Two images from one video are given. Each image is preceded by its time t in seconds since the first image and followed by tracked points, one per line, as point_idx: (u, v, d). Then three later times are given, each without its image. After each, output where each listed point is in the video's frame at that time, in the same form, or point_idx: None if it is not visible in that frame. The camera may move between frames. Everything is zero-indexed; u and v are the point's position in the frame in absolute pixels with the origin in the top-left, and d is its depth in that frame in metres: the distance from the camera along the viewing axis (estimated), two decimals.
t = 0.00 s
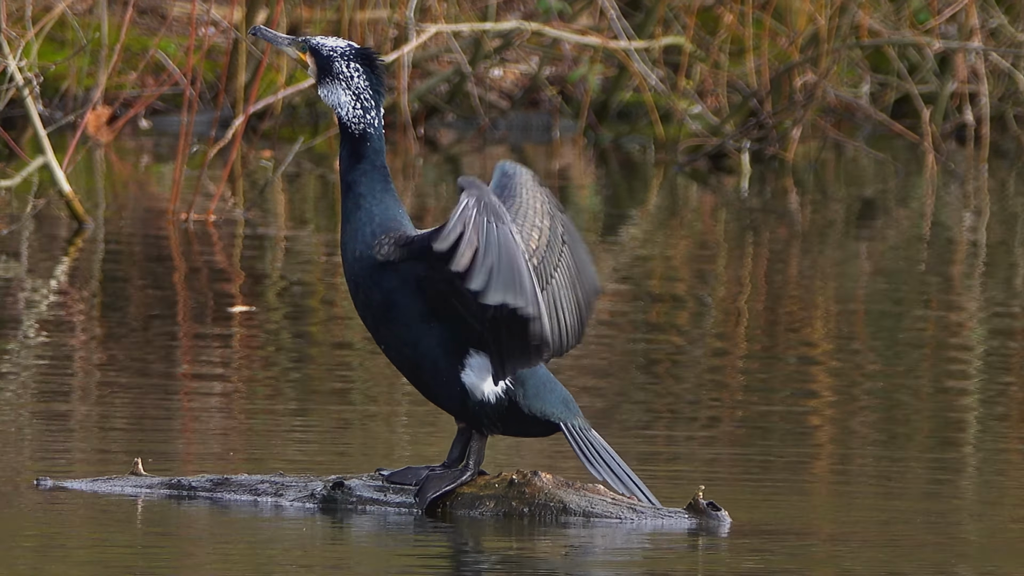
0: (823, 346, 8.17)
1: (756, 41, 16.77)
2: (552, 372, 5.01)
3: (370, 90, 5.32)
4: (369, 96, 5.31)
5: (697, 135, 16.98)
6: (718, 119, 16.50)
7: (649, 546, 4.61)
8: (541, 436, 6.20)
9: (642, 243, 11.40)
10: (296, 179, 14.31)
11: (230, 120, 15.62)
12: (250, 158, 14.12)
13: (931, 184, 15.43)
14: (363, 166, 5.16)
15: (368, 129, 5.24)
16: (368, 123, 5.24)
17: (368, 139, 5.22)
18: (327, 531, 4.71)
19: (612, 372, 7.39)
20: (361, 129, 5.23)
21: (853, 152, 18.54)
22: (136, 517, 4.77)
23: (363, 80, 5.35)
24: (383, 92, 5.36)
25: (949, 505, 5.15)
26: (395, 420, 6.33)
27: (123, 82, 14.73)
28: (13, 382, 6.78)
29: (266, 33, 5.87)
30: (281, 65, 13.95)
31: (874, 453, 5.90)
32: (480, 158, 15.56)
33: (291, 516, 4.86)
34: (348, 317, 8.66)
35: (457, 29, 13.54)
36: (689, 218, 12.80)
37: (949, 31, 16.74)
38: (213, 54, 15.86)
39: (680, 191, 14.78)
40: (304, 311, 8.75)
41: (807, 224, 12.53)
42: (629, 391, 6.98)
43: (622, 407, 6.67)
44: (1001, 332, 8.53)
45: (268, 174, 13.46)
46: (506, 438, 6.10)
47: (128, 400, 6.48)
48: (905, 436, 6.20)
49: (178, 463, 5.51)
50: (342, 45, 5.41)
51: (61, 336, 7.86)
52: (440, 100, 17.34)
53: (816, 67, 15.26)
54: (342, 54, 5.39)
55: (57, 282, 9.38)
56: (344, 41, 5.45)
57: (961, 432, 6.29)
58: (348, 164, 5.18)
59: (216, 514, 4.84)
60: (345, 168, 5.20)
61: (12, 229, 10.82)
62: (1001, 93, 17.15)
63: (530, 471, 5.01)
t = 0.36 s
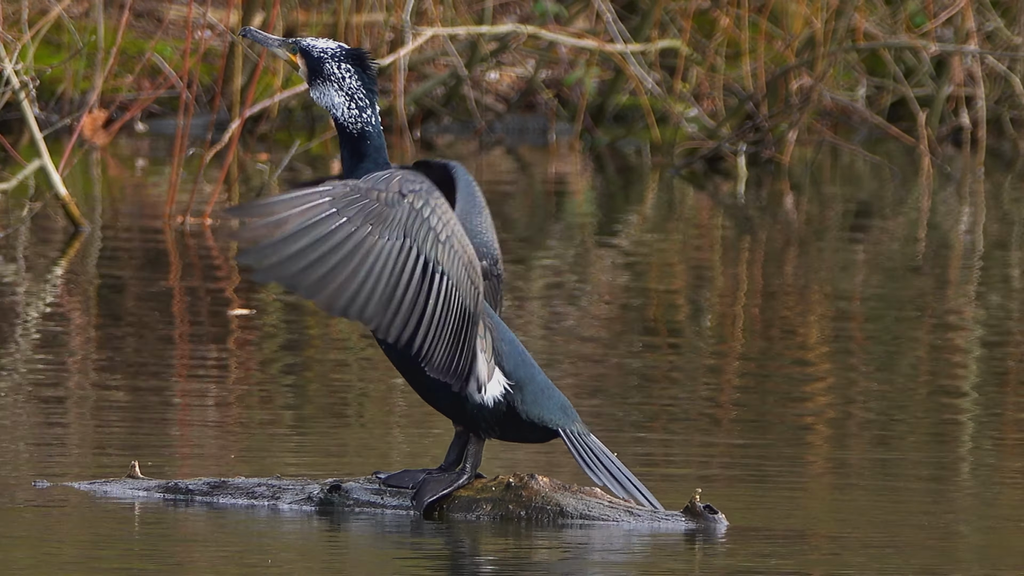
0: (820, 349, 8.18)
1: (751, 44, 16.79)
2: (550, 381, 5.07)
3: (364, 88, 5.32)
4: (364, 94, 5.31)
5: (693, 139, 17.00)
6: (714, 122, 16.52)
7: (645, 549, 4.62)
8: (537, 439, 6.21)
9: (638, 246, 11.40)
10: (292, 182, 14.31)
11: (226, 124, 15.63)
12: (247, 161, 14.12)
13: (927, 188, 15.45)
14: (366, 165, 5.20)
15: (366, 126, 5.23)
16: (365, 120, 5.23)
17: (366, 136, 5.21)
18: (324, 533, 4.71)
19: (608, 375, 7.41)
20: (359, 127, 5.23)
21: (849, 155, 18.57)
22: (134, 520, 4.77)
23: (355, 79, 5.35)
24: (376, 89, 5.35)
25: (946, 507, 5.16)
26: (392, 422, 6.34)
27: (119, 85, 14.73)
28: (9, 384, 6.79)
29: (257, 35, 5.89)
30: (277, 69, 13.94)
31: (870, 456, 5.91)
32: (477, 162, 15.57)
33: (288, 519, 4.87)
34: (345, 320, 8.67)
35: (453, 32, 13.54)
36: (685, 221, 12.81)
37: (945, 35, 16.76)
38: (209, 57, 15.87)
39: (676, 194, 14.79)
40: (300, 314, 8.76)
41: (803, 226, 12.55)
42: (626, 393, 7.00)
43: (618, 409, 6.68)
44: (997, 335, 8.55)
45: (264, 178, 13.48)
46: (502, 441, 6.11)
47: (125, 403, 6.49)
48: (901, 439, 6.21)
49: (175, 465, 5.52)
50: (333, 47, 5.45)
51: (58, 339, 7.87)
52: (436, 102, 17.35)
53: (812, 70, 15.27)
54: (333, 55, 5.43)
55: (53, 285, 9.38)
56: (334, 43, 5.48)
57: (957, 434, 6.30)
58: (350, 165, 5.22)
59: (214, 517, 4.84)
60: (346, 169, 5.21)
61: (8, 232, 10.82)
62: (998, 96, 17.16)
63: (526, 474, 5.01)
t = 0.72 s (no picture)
0: (817, 349, 8.19)
1: (749, 45, 16.79)
2: (548, 377, 4.99)
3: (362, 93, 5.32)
4: (361, 99, 5.30)
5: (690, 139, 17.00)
6: (711, 122, 16.52)
7: (643, 550, 4.61)
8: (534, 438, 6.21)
9: (635, 246, 11.41)
10: (290, 183, 14.31)
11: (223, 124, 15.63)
12: (244, 162, 14.12)
13: (924, 188, 15.45)
14: (359, 169, 5.16)
15: (362, 132, 5.22)
16: (361, 125, 5.22)
17: (361, 142, 5.20)
18: (322, 534, 4.71)
19: (605, 375, 7.41)
20: (355, 131, 5.22)
21: (846, 155, 18.58)
22: (132, 520, 4.76)
23: (356, 82, 5.35)
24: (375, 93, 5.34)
25: (944, 509, 5.14)
26: (389, 423, 6.34)
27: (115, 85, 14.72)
28: (7, 385, 6.79)
29: (256, 34, 5.88)
30: (274, 69, 13.94)
31: (867, 456, 5.92)
32: (474, 162, 15.57)
33: (286, 519, 4.86)
34: (342, 320, 8.67)
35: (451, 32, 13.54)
36: (682, 221, 12.82)
37: (942, 35, 16.77)
38: (206, 58, 15.87)
39: (673, 194, 14.79)
40: (297, 314, 8.76)
41: (800, 227, 12.56)
42: (623, 393, 7.00)
43: (616, 409, 6.69)
44: (994, 334, 8.55)
45: (261, 178, 13.48)
46: (499, 441, 6.11)
47: (122, 403, 6.48)
48: (899, 439, 6.21)
49: (172, 465, 5.51)
50: (334, 47, 5.40)
51: (55, 340, 7.87)
52: (433, 103, 17.35)
53: (809, 70, 15.27)
54: (334, 56, 5.39)
55: (50, 285, 9.38)
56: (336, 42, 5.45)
57: (954, 434, 6.30)
58: (343, 169, 5.17)
59: (212, 517, 4.84)
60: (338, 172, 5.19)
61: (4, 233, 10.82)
62: (994, 97, 17.18)
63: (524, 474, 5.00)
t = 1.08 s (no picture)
0: (814, 345, 8.19)
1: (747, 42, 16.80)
2: (547, 380, 5.07)
3: (358, 90, 5.31)
4: (357, 97, 5.30)
5: (688, 136, 16.99)
6: (709, 119, 16.52)
7: (641, 548, 4.60)
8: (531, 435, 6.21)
9: (632, 243, 11.41)
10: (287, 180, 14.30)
11: (221, 121, 15.63)
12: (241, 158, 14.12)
13: (922, 185, 15.44)
14: (363, 166, 5.20)
15: (364, 128, 5.24)
16: (362, 122, 5.24)
17: (365, 139, 5.22)
18: (321, 530, 4.71)
19: (602, 371, 7.41)
20: (358, 128, 5.24)
21: (844, 152, 18.58)
22: (129, 516, 4.77)
23: (349, 80, 5.35)
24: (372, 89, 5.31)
25: (941, 507, 5.12)
26: (387, 419, 6.35)
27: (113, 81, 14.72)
28: (4, 381, 6.79)
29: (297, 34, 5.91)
30: (272, 65, 13.93)
31: (865, 452, 5.93)
32: (472, 159, 15.55)
33: (284, 515, 4.87)
34: (339, 317, 8.67)
35: (448, 29, 13.53)
36: (680, 218, 12.81)
37: (940, 31, 16.77)
38: (203, 54, 15.89)
39: (670, 191, 14.77)
40: (295, 311, 8.76)
41: (797, 223, 12.56)
42: (621, 390, 7.00)
43: (613, 406, 6.69)
44: (993, 331, 8.55)
45: (259, 175, 13.47)
46: (496, 438, 6.12)
47: (120, 400, 6.48)
48: (897, 436, 6.22)
49: (170, 462, 5.51)
50: (330, 46, 5.42)
51: (53, 336, 7.86)
52: (431, 99, 17.34)
53: (807, 67, 15.26)
54: (330, 55, 5.40)
55: (47, 282, 9.37)
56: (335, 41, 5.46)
57: (952, 431, 6.31)
58: (347, 163, 5.23)
59: (210, 513, 4.84)
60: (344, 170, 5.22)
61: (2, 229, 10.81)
62: (992, 93, 17.18)
63: (522, 472, 5.01)
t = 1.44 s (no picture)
0: (813, 340, 8.19)
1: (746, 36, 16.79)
2: (542, 371, 5.05)
3: (357, 83, 5.31)
4: (355, 90, 5.30)
5: (687, 130, 16.98)
6: (708, 113, 16.51)
7: (640, 542, 4.60)
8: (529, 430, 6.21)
9: (631, 238, 11.39)
10: (286, 174, 14.29)
11: (220, 115, 15.63)
12: (239, 152, 14.12)
13: (921, 179, 15.44)
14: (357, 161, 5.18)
15: (360, 122, 5.23)
16: (358, 117, 5.23)
17: (360, 133, 5.21)
18: (319, 525, 4.71)
19: (600, 365, 7.42)
20: (353, 122, 5.23)
21: (843, 146, 18.58)
22: (128, 511, 4.77)
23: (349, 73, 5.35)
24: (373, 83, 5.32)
25: (939, 504, 5.10)
26: (385, 413, 6.35)
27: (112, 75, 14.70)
28: (2, 375, 6.79)
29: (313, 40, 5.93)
30: (271, 59, 13.92)
31: (863, 446, 5.93)
32: (470, 153, 15.54)
33: (283, 510, 4.87)
34: (338, 311, 8.67)
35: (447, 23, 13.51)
36: (678, 212, 12.81)
37: (939, 25, 16.77)
38: (201, 49, 15.88)
39: (669, 185, 14.76)
40: (293, 305, 8.75)
41: (796, 217, 12.55)
42: (619, 384, 7.01)
43: (611, 400, 6.70)
44: (991, 326, 8.56)
45: (257, 169, 13.47)
46: (495, 433, 6.12)
47: (119, 394, 6.48)
48: (896, 429, 6.23)
49: (169, 456, 5.52)
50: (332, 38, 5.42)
51: (51, 331, 7.86)
52: (429, 93, 17.34)
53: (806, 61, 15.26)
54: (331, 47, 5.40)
55: (46, 276, 9.37)
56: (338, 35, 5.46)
57: (950, 425, 6.32)
58: (343, 158, 5.17)
59: (209, 508, 4.84)
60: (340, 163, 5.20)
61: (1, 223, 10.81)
62: (991, 87, 17.18)
63: (521, 465, 5.01)
